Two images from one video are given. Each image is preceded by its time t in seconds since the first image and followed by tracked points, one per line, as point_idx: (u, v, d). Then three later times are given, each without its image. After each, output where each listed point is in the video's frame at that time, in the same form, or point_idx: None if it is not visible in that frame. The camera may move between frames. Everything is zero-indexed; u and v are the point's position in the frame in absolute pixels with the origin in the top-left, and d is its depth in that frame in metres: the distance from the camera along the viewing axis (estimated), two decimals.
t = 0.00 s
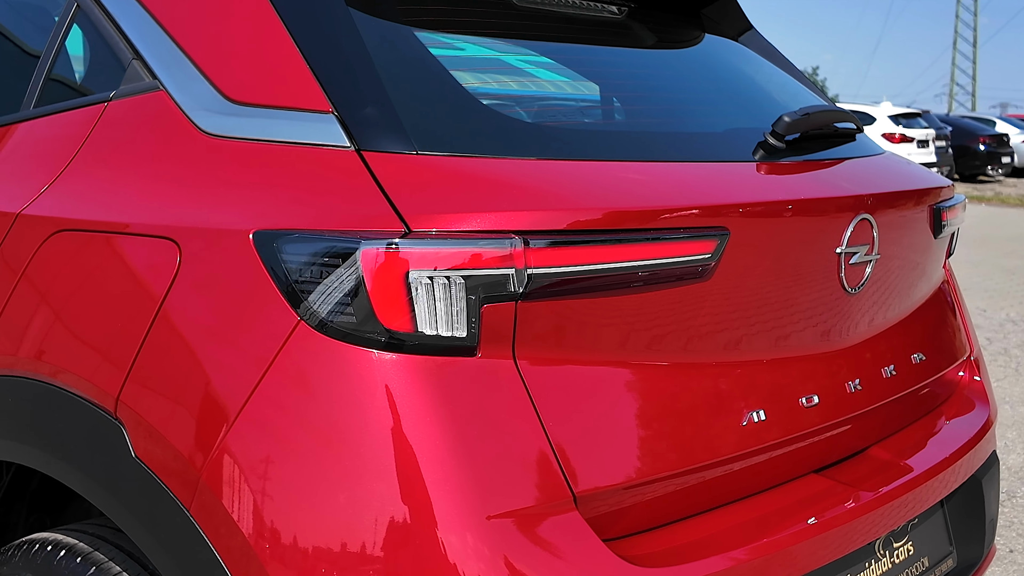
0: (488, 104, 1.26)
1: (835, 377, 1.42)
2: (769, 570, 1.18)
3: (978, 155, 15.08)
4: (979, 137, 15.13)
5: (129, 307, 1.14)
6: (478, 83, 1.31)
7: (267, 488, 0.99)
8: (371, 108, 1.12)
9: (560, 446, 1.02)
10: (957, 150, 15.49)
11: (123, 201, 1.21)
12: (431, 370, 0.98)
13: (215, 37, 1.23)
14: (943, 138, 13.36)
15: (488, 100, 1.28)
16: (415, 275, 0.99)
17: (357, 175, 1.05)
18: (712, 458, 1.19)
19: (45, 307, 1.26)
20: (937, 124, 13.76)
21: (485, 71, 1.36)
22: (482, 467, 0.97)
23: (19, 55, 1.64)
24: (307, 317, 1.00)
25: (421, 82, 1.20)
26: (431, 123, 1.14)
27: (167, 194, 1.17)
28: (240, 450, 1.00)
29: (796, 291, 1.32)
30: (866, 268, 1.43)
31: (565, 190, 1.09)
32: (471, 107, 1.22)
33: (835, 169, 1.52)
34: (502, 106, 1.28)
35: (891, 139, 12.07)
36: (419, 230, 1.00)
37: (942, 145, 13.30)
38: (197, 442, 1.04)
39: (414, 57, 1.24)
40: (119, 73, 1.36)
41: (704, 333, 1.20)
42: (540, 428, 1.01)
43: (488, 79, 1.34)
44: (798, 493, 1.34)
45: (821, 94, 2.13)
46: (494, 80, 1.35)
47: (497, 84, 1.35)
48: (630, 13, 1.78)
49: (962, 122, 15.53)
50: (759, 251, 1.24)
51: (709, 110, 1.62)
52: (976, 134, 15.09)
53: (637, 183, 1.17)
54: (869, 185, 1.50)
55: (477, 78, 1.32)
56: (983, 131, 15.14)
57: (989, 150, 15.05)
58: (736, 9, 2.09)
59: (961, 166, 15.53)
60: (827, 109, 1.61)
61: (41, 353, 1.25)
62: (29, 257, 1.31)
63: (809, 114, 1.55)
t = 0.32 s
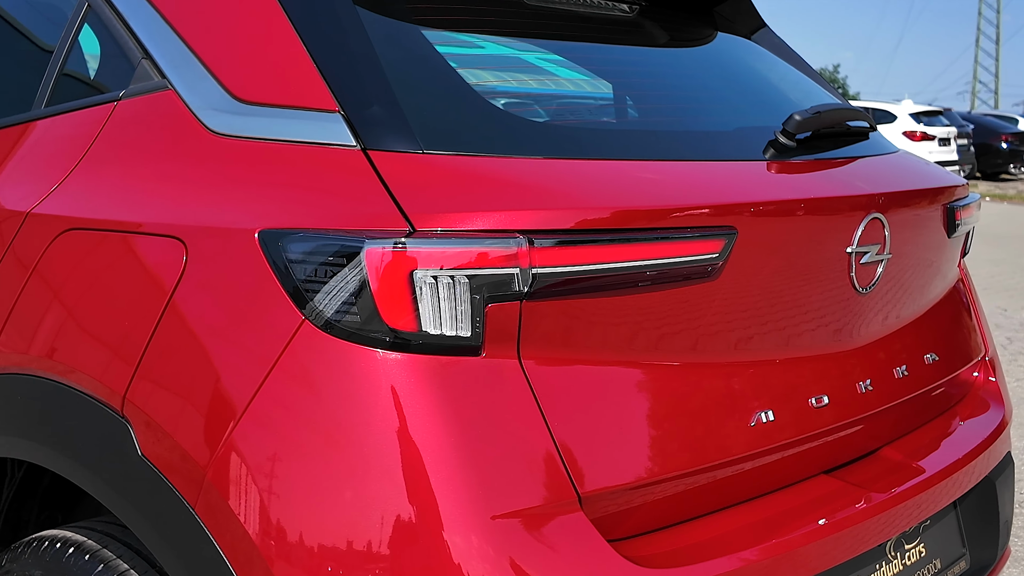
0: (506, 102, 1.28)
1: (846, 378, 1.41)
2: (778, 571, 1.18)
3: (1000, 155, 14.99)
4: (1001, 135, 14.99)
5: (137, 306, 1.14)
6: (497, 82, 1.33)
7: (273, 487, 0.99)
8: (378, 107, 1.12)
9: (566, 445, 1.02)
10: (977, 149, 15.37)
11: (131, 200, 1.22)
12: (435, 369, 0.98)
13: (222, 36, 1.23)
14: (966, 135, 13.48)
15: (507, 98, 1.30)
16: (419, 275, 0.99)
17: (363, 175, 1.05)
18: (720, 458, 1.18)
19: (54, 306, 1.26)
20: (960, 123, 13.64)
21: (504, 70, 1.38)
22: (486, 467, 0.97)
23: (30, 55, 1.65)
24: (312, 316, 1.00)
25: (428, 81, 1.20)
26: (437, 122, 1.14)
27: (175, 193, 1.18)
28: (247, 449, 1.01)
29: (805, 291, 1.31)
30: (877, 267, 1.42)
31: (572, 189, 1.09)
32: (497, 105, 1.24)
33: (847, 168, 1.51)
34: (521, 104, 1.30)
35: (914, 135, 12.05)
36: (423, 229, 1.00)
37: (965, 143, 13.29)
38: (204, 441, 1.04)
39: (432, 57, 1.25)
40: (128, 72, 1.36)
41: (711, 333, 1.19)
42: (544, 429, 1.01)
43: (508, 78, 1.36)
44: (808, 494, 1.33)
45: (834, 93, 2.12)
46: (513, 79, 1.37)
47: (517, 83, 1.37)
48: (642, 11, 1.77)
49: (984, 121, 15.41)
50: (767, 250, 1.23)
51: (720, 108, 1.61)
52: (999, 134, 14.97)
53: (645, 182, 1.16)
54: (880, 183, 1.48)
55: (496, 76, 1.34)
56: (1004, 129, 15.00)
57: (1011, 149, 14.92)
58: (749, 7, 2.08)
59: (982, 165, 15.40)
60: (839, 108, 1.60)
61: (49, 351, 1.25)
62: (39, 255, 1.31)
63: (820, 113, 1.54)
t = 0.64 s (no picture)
0: (523, 101, 1.31)
1: (856, 378, 1.39)
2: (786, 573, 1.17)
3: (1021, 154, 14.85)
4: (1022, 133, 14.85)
5: (146, 305, 1.15)
6: (516, 80, 1.36)
7: (280, 484, 0.99)
8: (384, 106, 1.12)
9: (573, 444, 1.02)
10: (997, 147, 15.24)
11: (140, 199, 1.22)
12: (440, 369, 0.98)
13: (230, 36, 1.24)
14: (989, 134, 13.35)
15: (525, 97, 1.33)
16: (424, 274, 0.99)
17: (369, 174, 1.05)
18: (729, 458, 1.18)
19: (62, 305, 1.27)
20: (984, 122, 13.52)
21: (523, 68, 1.41)
22: (491, 467, 0.97)
23: (43, 55, 1.66)
24: (317, 315, 1.00)
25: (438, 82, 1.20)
26: (443, 122, 1.14)
27: (183, 192, 1.18)
28: (253, 447, 1.01)
29: (815, 291, 1.30)
30: (888, 267, 1.41)
31: (579, 188, 1.08)
32: (516, 106, 1.28)
33: (859, 167, 1.49)
34: (539, 103, 1.33)
35: (937, 135, 11.96)
36: (428, 229, 1.00)
37: (987, 141, 13.18)
38: (210, 440, 1.04)
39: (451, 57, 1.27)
40: (138, 71, 1.37)
41: (718, 333, 1.18)
42: (549, 429, 1.01)
43: (526, 77, 1.39)
44: (818, 494, 1.32)
45: (848, 91, 2.10)
46: (532, 76, 1.40)
47: (536, 80, 1.40)
48: (653, 9, 1.77)
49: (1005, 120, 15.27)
50: (776, 250, 1.22)
51: (731, 107, 1.60)
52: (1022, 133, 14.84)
53: (653, 181, 1.16)
54: (892, 182, 1.47)
55: (516, 75, 1.38)
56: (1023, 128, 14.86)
57: None
58: (762, 5, 2.07)
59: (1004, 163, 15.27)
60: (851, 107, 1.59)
61: (59, 350, 1.26)
62: (48, 254, 1.32)
63: (831, 112, 1.53)
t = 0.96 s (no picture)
0: (547, 99, 1.34)
1: (868, 378, 1.38)
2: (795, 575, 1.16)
3: None
4: None
5: (154, 303, 1.15)
6: (540, 78, 1.39)
7: (287, 482, 0.99)
8: (391, 105, 1.12)
9: (580, 443, 1.02)
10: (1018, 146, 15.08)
11: (148, 198, 1.23)
12: (444, 369, 0.98)
13: (239, 35, 1.24)
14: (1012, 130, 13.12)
15: (548, 94, 1.36)
16: (428, 274, 0.99)
17: (375, 174, 1.05)
18: (738, 458, 1.17)
19: (71, 303, 1.28)
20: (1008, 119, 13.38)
21: (548, 66, 1.43)
22: (496, 467, 0.97)
23: (57, 55, 1.67)
24: (322, 315, 1.00)
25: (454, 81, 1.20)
26: (450, 121, 1.14)
27: (191, 191, 1.18)
28: (260, 445, 1.01)
29: (825, 290, 1.29)
30: (900, 267, 1.39)
31: (586, 188, 1.08)
32: (540, 104, 1.31)
33: (871, 167, 1.48)
34: (563, 100, 1.36)
35: (960, 133, 11.98)
36: (433, 228, 1.00)
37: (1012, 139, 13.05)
38: (217, 438, 1.05)
39: (472, 60, 1.28)
40: (148, 70, 1.38)
41: (726, 332, 1.18)
42: (553, 429, 1.00)
43: (550, 74, 1.42)
44: (828, 495, 1.31)
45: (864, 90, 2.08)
46: (557, 74, 1.43)
47: (560, 78, 1.43)
48: (667, 7, 1.76)
49: None
50: (784, 250, 1.21)
51: (744, 105, 1.59)
52: None
53: (660, 180, 1.15)
54: (904, 181, 1.46)
55: (540, 72, 1.40)
56: None
57: None
58: (777, 3, 2.06)
59: None
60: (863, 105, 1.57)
61: (68, 349, 1.26)
62: (57, 253, 1.33)
63: (843, 111, 1.51)
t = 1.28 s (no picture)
0: (568, 97, 1.36)
1: (877, 379, 1.37)
2: None
3: None
4: None
5: (163, 302, 1.16)
6: (561, 77, 1.42)
7: (293, 479, 1.00)
8: (397, 105, 1.13)
9: (586, 444, 1.02)
10: None
11: (157, 197, 1.24)
12: (448, 368, 0.98)
13: (247, 35, 1.25)
14: None
15: (569, 93, 1.38)
16: (431, 273, 0.99)
17: (381, 173, 1.06)
18: (746, 458, 1.16)
19: (80, 301, 1.28)
20: None
21: (570, 65, 1.46)
22: (500, 466, 0.97)
23: (70, 55, 1.68)
24: (327, 314, 1.01)
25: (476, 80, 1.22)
26: (457, 120, 1.14)
27: (199, 190, 1.19)
28: (267, 443, 1.01)
29: (834, 289, 1.28)
30: (911, 266, 1.38)
31: (592, 187, 1.08)
32: (561, 102, 1.33)
33: (883, 167, 1.46)
34: (584, 99, 1.38)
35: (987, 131, 11.77)
36: (438, 227, 1.00)
37: None
38: (223, 436, 1.05)
39: (494, 60, 1.32)
40: (158, 70, 1.39)
41: (732, 332, 1.17)
42: (558, 429, 1.00)
43: (572, 73, 1.45)
44: (836, 496, 1.30)
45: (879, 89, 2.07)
46: (578, 73, 1.46)
47: (582, 77, 1.46)
48: (679, 3, 1.76)
49: None
50: (791, 249, 1.20)
51: (757, 104, 1.58)
52: None
53: (667, 179, 1.15)
54: (915, 181, 1.45)
55: (562, 71, 1.43)
56: None
57: None
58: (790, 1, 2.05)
59: None
60: (875, 104, 1.56)
61: (76, 348, 1.27)
62: (67, 252, 1.34)
63: (854, 109, 1.50)
